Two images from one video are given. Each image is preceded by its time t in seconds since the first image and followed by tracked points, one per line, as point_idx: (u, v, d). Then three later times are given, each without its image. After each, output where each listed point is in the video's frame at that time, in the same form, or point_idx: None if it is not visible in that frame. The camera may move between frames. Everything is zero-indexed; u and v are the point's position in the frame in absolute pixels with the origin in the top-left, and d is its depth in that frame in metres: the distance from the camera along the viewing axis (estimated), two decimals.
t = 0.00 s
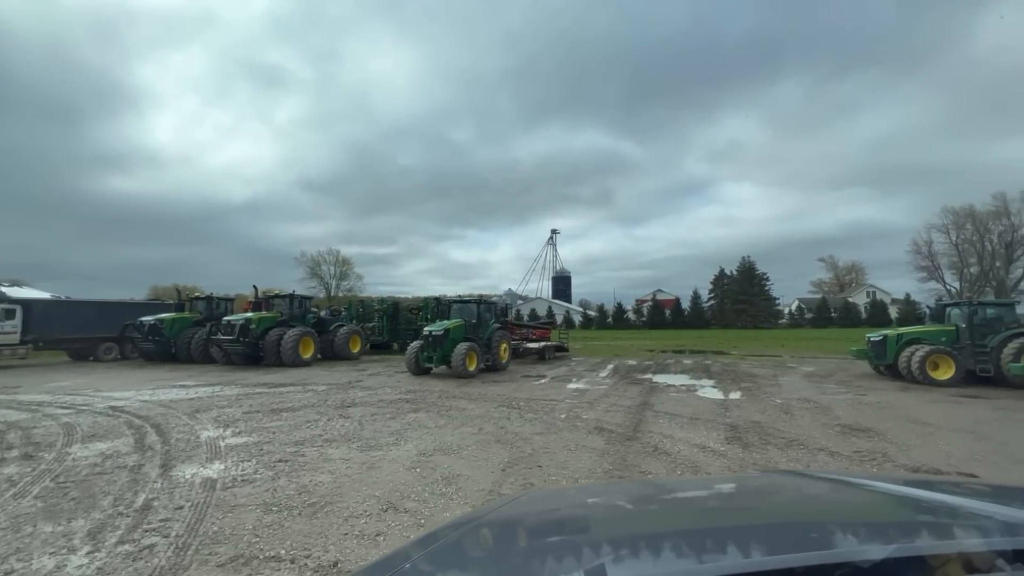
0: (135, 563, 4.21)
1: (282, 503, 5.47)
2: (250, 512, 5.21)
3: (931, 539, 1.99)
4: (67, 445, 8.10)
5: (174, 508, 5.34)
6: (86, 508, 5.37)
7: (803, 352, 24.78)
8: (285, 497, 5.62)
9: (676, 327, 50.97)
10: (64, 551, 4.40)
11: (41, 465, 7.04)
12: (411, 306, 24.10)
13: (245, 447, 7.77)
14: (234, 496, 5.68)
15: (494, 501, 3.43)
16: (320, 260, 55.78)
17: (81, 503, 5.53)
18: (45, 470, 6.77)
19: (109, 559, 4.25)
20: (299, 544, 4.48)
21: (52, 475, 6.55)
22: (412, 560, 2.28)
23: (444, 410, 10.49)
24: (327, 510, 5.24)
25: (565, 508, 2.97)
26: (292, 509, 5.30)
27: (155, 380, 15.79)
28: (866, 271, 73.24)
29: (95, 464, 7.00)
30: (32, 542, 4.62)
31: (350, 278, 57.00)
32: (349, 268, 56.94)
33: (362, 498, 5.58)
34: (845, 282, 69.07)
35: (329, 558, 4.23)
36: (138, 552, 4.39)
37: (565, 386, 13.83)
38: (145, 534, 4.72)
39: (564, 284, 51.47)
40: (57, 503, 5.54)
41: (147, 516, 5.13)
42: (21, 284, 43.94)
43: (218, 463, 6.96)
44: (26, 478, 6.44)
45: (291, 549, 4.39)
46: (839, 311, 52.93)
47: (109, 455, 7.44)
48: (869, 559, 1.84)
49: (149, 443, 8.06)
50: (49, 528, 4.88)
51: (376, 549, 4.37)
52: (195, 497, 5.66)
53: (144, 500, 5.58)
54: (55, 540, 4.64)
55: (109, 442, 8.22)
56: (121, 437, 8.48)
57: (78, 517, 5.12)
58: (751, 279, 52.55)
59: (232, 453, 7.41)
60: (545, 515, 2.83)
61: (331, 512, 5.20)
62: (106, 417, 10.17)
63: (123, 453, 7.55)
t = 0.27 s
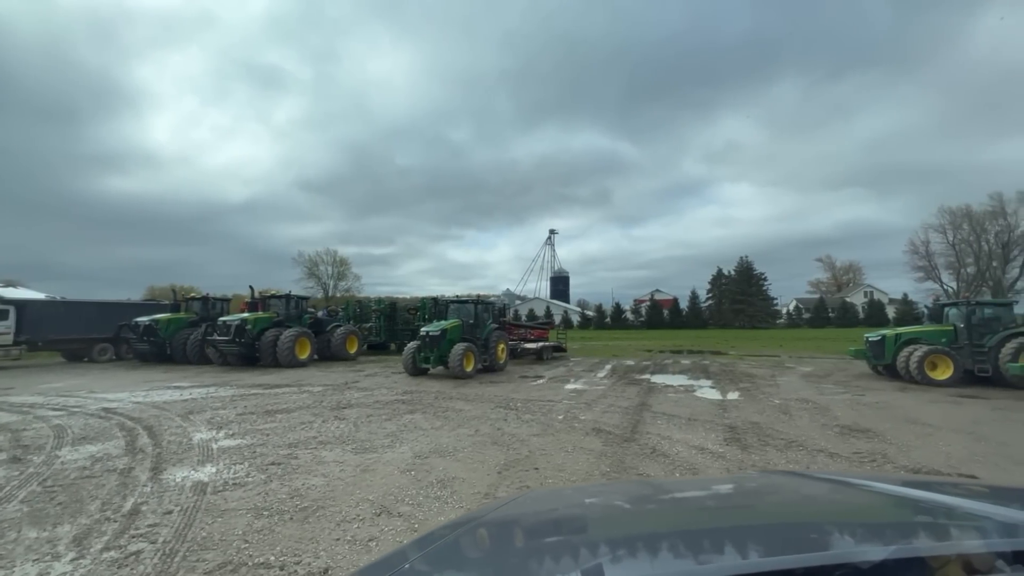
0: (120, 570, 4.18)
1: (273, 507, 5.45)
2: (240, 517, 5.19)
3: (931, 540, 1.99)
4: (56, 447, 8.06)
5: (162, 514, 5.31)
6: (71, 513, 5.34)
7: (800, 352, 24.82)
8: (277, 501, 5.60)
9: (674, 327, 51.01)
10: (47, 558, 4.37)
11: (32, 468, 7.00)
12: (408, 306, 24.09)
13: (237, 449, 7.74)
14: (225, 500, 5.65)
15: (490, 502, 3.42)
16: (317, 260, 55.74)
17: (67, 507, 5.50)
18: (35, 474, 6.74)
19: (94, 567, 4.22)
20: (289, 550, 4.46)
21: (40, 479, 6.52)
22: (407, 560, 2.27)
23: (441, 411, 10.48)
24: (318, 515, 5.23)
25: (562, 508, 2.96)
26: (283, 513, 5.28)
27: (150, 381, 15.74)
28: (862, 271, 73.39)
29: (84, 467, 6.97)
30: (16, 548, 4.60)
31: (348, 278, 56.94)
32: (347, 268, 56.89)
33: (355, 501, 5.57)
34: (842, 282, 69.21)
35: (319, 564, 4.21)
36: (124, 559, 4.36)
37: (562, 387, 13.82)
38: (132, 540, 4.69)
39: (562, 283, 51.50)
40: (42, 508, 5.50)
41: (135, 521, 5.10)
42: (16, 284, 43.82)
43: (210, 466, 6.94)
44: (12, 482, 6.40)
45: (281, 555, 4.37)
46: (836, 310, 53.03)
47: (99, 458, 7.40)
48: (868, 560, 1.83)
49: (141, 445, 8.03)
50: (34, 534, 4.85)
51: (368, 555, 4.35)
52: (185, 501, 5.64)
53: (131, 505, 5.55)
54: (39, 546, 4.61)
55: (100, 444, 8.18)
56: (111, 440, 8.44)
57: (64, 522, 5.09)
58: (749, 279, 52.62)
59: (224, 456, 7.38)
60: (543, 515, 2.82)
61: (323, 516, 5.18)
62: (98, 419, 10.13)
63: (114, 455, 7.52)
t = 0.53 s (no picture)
0: (114, 573, 4.16)
1: (270, 509, 5.44)
2: (236, 519, 5.18)
3: (930, 540, 1.99)
4: (51, 449, 8.04)
5: (156, 516, 5.29)
6: (66, 515, 5.33)
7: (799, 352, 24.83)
8: (273, 503, 5.60)
9: (672, 327, 51.00)
10: (41, 561, 4.36)
11: (28, 469, 6.99)
12: (407, 307, 24.08)
13: (235, 450, 7.73)
14: (222, 502, 5.64)
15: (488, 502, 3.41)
16: (316, 261, 55.72)
17: (61, 509, 5.49)
18: (32, 475, 6.72)
19: (87, 570, 4.21)
20: (285, 553, 4.45)
21: (37, 480, 6.52)
22: (405, 561, 2.26)
23: (439, 412, 10.48)
24: (316, 517, 5.22)
25: (561, 508, 2.96)
26: (280, 515, 5.27)
27: (147, 382, 15.72)
28: (861, 271, 73.47)
29: (81, 469, 6.96)
30: (10, 549, 4.60)
31: (346, 278, 56.87)
32: (346, 268, 56.85)
33: (352, 503, 5.56)
34: (841, 282, 69.26)
35: (315, 567, 4.20)
36: (119, 560, 4.35)
37: (561, 387, 13.83)
38: (127, 542, 4.69)
39: (561, 283, 51.51)
40: (36, 510, 5.50)
41: (130, 523, 5.09)
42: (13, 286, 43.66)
43: (206, 467, 6.93)
44: (6, 484, 6.39)
45: (277, 558, 4.37)
46: (835, 310, 53.07)
47: (94, 459, 7.39)
48: (867, 560, 1.83)
49: (137, 446, 8.01)
50: (28, 536, 4.83)
51: (365, 557, 4.34)
52: (180, 503, 5.64)
53: (128, 507, 5.54)
54: (33, 549, 4.60)
55: (95, 445, 8.16)
56: (107, 441, 8.42)
57: (58, 525, 5.08)
58: (748, 279, 52.65)
59: (222, 457, 7.37)
60: (542, 515, 2.82)
61: (319, 518, 5.17)
62: (95, 420, 10.11)
63: (110, 456, 7.51)
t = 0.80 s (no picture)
0: (114, 573, 4.16)
1: (270, 509, 5.44)
2: (236, 519, 5.18)
3: (928, 538, 1.99)
4: (52, 449, 8.05)
5: (156, 516, 5.29)
6: (66, 516, 5.33)
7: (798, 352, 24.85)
8: (273, 503, 5.59)
9: (672, 327, 51.06)
10: (41, 562, 4.36)
11: (28, 470, 6.99)
12: (407, 307, 24.10)
13: (235, 451, 7.73)
14: (221, 502, 5.64)
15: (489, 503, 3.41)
16: (316, 261, 55.71)
17: (62, 510, 5.48)
18: (32, 475, 6.72)
19: (88, 570, 4.21)
20: (285, 553, 4.45)
21: (37, 480, 6.52)
22: (406, 561, 2.26)
23: (439, 412, 10.49)
24: (316, 516, 5.22)
25: (561, 508, 2.96)
26: (279, 515, 5.27)
27: (147, 382, 15.72)
28: (859, 271, 73.54)
29: (81, 469, 6.96)
30: (10, 550, 4.60)
31: (346, 278, 56.88)
32: (345, 268, 56.85)
33: (352, 503, 5.56)
34: (840, 282, 69.30)
35: (316, 566, 4.20)
36: (119, 561, 4.35)
37: (561, 387, 13.83)
38: (127, 543, 4.68)
39: (561, 284, 51.53)
40: (36, 510, 5.50)
41: (130, 523, 5.09)
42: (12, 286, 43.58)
43: (206, 467, 6.92)
44: (6, 484, 6.38)
45: (277, 558, 4.36)
46: (835, 310, 53.10)
47: (94, 459, 7.38)
48: (865, 558, 1.83)
49: (136, 447, 8.01)
50: (28, 537, 4.83)
51: (365, 557, 4.34)
52: (180, 503, 5.63)
53: (128, 507, 5.54)
54: (33, 549, 4.60)
55: (95, 446, 8.16)
56: (107, 441, 8.42)
57: (58, 525, 5.07)
58: (747, 279, 52.69)
59: (222, 458, 7.36)
60: (541, 516, 2.82)
61: (319, 518, 5.17)
62: (95, 420, 10.12)
63: (109, 457, 7.51)
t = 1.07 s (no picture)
0: (114, 573, 4.16)
1: (270, 509, 5.44)
2: (236, 519, 5.18)
3: (928, 539, 1.99)
4: (51, 449, 8.04)
5: (156, 516, 5.29)
6: (65, 516, 5.32)
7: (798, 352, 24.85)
8: (273, 503, 5.59)
9: (671, 327, 51.05)
10: (41, 562, 4.36)
11: (28, 470, 6.99)
12: (406, 307, 24.11)
13: (235, 451, 7.73)
14: (222, 502, 5.64)
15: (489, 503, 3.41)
16: (316, 261, 55.69)
17: (62, 510, 5.48)
18: (31, 475, 6.72)
19: (87, 570, 4.21)
20: (285, 553, 4.45)
21: (37, 480, 6.51)
22: (406, 562, 2.26)
23: (439, 412, 10.49)
24: (316, 516, 5.22)
25: (561, 508, 2.96)
26: (279, 515, 5.26)
27: (147, 382, 15.72)
28: (859, 271, 73.53)
29: (80, 469, 6.96)
30: (11, 549, 4.59)
31: (346, 278, 56.88)
32: (345, 268, 56.84)
33: (352, 503, 5.56)
34: (840, 282, 69.29)
35: (316, 567, 4.20)
36: (119, 561, 4.35)
37: (561, 387, 13.84)
38: (127, 543, 4.68)
39: (561, 284, 51.54)
40: (36, 510, 5.50)
41: (130, 523, 5.09)
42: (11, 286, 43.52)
43: (206, 467, 6.92)
44: (6, 484, 6.38)
45: (277, 558, 4.36)
46: (835, 310, 53.10)
47: (93, 459, 7.38)
48: (866, 558, 1.83)
49: (136, 447, 8.00)
50: (28, 537, 4.83)
51: (365, 557, 4.34)
52: (180, 504, 5.63)
53: (128, 507, 5.54)
54: (33, 549, 4.60)
55: (95, 446, 8.16)
56: (106, 441, 8.42)
57: (58, 525, 5.07)
58: (747, 279, 52.70)
59: (222, 458, 7.36)
60: (541, 516, 2.82)
61: (319, 518, 5.17)
62: (95, 420, 10.11)
63: (109, 457, 7.51)
